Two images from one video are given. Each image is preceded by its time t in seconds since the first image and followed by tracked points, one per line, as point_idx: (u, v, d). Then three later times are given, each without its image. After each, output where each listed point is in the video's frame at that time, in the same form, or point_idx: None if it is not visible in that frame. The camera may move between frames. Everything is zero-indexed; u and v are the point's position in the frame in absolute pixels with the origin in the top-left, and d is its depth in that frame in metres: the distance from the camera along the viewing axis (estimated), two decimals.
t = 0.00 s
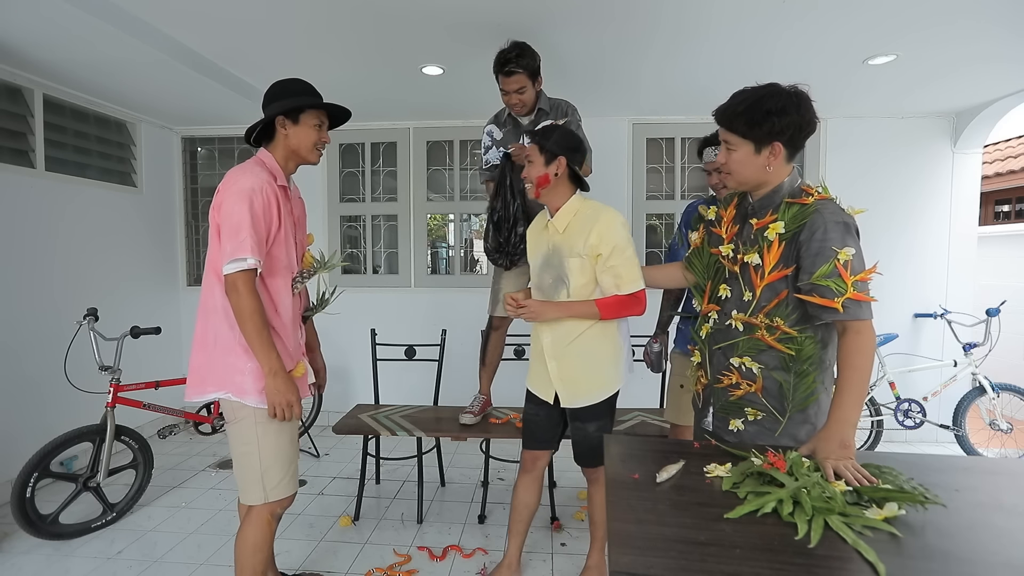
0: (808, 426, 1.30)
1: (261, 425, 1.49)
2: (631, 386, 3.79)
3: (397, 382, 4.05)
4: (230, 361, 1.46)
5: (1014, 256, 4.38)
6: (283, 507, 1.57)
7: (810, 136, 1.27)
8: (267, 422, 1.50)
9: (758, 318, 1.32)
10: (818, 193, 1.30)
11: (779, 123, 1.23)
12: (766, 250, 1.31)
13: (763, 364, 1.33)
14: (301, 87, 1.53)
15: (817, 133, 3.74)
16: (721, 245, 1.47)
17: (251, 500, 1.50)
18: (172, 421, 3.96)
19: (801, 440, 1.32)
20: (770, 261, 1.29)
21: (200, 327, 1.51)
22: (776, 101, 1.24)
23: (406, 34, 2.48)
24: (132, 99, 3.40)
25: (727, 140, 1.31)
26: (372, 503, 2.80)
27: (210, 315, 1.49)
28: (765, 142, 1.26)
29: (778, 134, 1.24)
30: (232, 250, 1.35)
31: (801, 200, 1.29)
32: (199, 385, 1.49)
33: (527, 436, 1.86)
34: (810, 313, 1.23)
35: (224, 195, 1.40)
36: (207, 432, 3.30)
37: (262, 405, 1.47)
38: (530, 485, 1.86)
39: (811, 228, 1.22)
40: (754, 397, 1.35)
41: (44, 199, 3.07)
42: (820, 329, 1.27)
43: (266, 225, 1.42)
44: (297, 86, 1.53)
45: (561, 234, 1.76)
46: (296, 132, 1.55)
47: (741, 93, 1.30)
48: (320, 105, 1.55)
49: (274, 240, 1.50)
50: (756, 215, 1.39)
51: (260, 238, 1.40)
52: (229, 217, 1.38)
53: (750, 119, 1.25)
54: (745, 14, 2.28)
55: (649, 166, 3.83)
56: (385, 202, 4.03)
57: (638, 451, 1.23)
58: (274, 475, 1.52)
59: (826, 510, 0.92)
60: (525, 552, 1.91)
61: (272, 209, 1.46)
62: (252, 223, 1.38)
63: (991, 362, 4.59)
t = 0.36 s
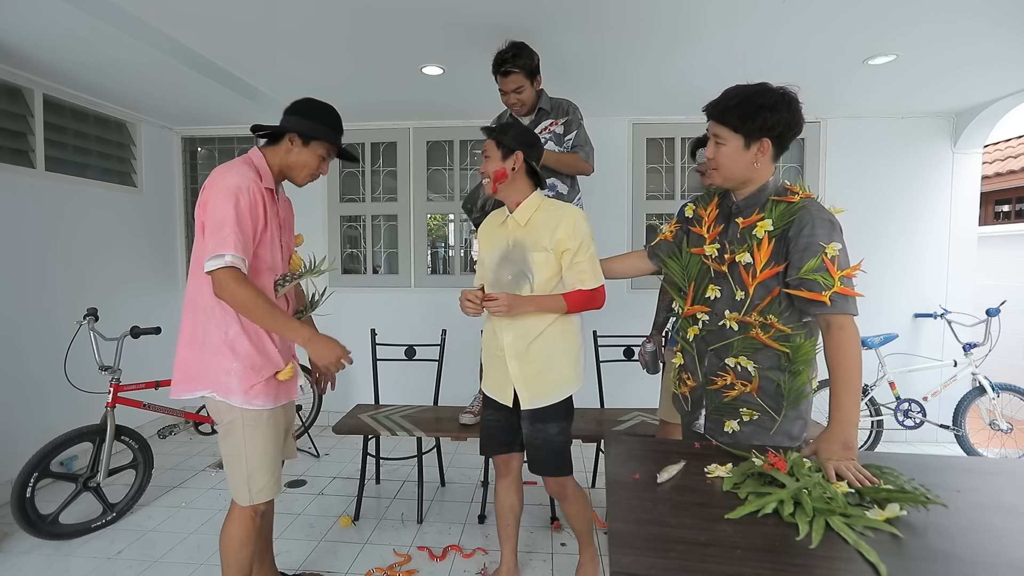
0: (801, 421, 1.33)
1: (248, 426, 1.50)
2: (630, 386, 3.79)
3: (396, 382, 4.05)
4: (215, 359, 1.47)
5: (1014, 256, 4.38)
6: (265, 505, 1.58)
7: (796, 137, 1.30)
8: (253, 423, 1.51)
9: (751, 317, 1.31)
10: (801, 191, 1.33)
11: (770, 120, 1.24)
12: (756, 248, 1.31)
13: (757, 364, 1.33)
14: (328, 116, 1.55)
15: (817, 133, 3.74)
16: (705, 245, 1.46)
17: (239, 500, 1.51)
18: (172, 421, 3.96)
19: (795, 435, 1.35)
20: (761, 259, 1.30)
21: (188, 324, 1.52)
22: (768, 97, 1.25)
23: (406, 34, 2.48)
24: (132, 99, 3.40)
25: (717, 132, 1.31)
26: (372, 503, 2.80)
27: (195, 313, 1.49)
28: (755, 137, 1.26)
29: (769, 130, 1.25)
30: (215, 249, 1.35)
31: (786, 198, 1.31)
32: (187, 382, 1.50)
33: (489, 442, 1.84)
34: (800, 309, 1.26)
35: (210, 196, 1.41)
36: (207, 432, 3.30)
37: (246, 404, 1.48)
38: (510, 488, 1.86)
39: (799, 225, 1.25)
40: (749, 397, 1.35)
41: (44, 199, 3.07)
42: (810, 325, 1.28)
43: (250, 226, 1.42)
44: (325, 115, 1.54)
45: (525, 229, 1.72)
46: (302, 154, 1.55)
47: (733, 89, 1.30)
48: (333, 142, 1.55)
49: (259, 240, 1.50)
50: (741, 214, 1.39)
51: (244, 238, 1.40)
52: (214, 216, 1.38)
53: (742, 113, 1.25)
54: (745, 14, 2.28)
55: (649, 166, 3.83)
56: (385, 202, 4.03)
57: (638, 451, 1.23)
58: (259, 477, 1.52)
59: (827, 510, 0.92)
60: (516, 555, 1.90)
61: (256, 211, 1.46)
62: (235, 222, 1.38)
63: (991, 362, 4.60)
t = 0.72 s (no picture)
0: (785, 417, 1.34)
1: (192, 434, 1.49)
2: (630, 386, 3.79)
3: (396, 382, 4.05)
4: (171, 353, 1.45)
5: (1014, 256, 4.38)
6: (221, 512, 1.58)
7: (770, 136, 1.29)
8: (195, 432, 1.50)
9: (732, 316, 1.32)
10: (779, 191, 1.32)
11: (741, 120, 1.23)
12: (736, 249, 1.31)
13: (739, 363, 1.33)
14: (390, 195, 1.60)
15: (817, 133, 3.74)
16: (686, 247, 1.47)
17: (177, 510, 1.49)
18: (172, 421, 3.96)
19: (779, 431, 1.36)
20: (740, 260, 1.30)
21: (159, 307, 1.49)
22: (737, 99, 1.25)
23: (405, 34, 2.48)
24: (131, 99, 3.40)
25: (691, 138, 1.31)
26: (372, 503, 2.80)
27: (171, 299, 1.47)
28: (729, 138, 1.26)
29: (741, 129, 1.25)
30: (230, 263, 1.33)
31: (765, 199, 1.31)
32: (129, 363, 1.47)
33: (490, 445, 1.83)
34: (779, 308, 1.25)
35: (251, 212, 1.41)
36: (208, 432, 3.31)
37: (186, 407, 1.46)
38: (510, 489, 1.86)
39: (778, 224, 1.24)
40: (734, 394, 1.35)
41: (44, 198, 3.07)
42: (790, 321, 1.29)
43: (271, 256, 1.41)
44: (387, 195, 1.59)
45: (529, 228, 1.72)
46: (349, 220, 1.59)
47: (703, 93, 1.31)
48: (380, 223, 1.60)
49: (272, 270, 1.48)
50: (723, 215, 1.39)
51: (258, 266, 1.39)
52: (241, 231, 1.37)
53: (713, 116, 1.25)
54: (745, 14, 2.28)
55: (649, 166, 3.82)
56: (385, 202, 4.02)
57: (639, 451, 1.23)
58: (200, 486, 1.51)
59: (827, 510, 0.92)
60: (516, 556, 1.91)
61: (283, 244, 1.45)
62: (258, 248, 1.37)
63: (991, 362, 4.60)
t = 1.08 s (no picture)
0: (785, 429, 1.31)
1: (184, 436, 1.49)
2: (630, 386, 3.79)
3: (396, 382, 4.05)
4: (164, 368, 1.45)
5: (1014, 256, 4.38)
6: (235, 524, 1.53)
7: (780, 123, 1.28)
8: (188, 436, 1.50)
9: (737, 313, 1.32)
10: (790, 187, 1.30)
11: (750, 112, 1.23)
12: (742, 243, 1.32)
13: (741, 364, 1.33)
14: (400, 219, 1.52)
15: (817, 133, 3.74)
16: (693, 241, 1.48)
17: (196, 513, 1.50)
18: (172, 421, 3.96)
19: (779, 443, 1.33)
20: (747, 254, 1.30)
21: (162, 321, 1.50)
22: (743, 92, 1.25)
23: (405, 34, 2.49)
24: (132, 99, 3.40)
25: (700, 136, 1.31)
26: (372, 503, 2.80)
27: (173, 316, 1.47)
28: (740, 132, 1.26)
29: (752, 122, 1.24)
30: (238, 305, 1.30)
31: (774, 193, 1.30)
32: (128, 373, 1.49)
33: (498, 447, 1.83)
34: (787, 308, 1.24)
35: (260, 250, 1.37)
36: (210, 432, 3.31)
37: (177, 416, 1.46)
38: (515, 489, 1.86)
39: (786, 219, 1.23)
40: (731, 399, 1.35)
41: (44, 198, 3.07)
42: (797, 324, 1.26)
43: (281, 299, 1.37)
44: (396, 218, 1.52)
45: (540, 226, 1.72)
46: (358, 249, 1.52)
47: (705, 92, 1.31)
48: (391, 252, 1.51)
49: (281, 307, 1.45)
50: (729, 209, 1.39)
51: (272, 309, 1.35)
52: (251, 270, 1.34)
53: (721, 112, 1.25)
54: (745, 14, 2.28)
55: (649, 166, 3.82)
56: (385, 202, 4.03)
57: (639, 451, 1.24)
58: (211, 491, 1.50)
59: (827, 510, 0.92)
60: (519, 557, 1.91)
61: (291, 283, 1.41)
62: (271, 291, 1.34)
63: (991, 362, 4.59)
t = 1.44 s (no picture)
0: (790, 430, 1.31)
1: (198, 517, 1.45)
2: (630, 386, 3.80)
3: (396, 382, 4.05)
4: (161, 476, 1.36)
5: (1014, 257, 4.38)
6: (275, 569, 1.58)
7: (776, 116, 1.28)
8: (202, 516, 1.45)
9: (740, 315, 1.31)
10: (794, 185, 1.30)
11: (747, 110, 1.23)
12: (746, 243, 1.32)
13: (745, 365, 1.33)
14: (409, 347, 1.41)
15: (817, 133, 3.74)
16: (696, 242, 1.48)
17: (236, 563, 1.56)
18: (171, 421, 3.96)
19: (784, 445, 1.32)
20: (751, 255, 1.30)
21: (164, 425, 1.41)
22: (736, 91, 1.25)
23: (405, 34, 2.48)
24: (131, 99, 3.40)
25: (700, 140, 1.31)
26: (372, 503, 2.80)
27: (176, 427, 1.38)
28: (738, 131, 1.26)
29: (749, 120, 1.24)
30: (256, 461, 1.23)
31: (778, 191, 1.30)
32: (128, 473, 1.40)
33: (501, 448, 1.84)
34: (793, 308, 1.24)
35: (276, 391, 1.28)
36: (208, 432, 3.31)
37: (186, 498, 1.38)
38: (517, 490, 1.86)
39: (792, 219, 1.23)
40: (734, 400, 1.35)
41: (44, 198, 3.07)
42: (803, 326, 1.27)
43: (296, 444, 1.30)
44: (404, 349, 1.40)
45: (535, 226, 1.71)
46: (366, 380, 1.41)
47: (697, 94, 1.31)
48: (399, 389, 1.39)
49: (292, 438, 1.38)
50: (733, 208, 1.39)
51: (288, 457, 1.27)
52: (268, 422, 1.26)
53: (718, 113, 1.25)
54: (745, 14, 2.29)
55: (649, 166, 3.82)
56: (385, 202, 4.02)
57: (639, 451, 1.24)
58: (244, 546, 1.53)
59: (827, 510, 0.92)
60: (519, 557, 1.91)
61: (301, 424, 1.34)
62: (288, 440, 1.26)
63: (991, 362, 4.59)
